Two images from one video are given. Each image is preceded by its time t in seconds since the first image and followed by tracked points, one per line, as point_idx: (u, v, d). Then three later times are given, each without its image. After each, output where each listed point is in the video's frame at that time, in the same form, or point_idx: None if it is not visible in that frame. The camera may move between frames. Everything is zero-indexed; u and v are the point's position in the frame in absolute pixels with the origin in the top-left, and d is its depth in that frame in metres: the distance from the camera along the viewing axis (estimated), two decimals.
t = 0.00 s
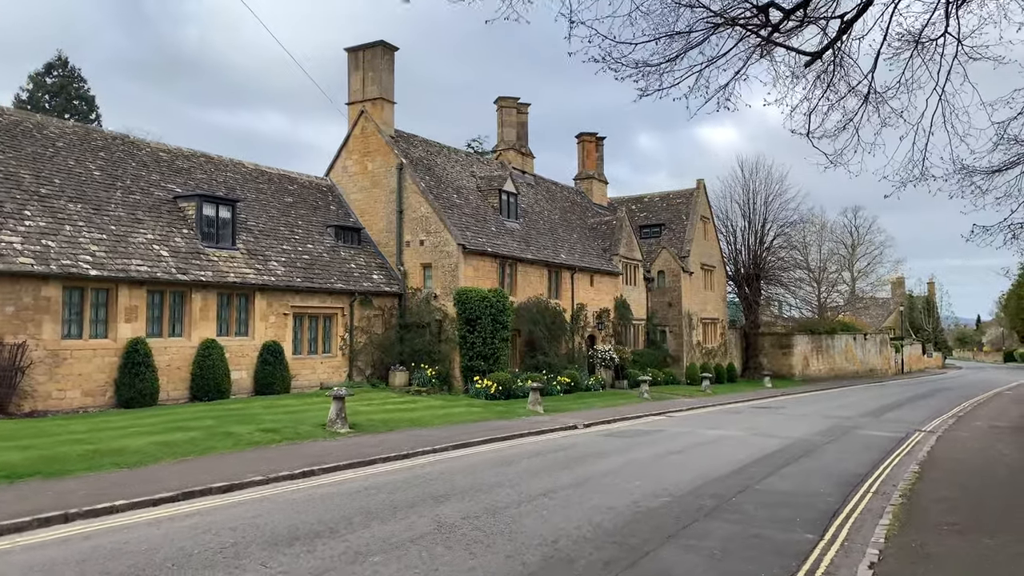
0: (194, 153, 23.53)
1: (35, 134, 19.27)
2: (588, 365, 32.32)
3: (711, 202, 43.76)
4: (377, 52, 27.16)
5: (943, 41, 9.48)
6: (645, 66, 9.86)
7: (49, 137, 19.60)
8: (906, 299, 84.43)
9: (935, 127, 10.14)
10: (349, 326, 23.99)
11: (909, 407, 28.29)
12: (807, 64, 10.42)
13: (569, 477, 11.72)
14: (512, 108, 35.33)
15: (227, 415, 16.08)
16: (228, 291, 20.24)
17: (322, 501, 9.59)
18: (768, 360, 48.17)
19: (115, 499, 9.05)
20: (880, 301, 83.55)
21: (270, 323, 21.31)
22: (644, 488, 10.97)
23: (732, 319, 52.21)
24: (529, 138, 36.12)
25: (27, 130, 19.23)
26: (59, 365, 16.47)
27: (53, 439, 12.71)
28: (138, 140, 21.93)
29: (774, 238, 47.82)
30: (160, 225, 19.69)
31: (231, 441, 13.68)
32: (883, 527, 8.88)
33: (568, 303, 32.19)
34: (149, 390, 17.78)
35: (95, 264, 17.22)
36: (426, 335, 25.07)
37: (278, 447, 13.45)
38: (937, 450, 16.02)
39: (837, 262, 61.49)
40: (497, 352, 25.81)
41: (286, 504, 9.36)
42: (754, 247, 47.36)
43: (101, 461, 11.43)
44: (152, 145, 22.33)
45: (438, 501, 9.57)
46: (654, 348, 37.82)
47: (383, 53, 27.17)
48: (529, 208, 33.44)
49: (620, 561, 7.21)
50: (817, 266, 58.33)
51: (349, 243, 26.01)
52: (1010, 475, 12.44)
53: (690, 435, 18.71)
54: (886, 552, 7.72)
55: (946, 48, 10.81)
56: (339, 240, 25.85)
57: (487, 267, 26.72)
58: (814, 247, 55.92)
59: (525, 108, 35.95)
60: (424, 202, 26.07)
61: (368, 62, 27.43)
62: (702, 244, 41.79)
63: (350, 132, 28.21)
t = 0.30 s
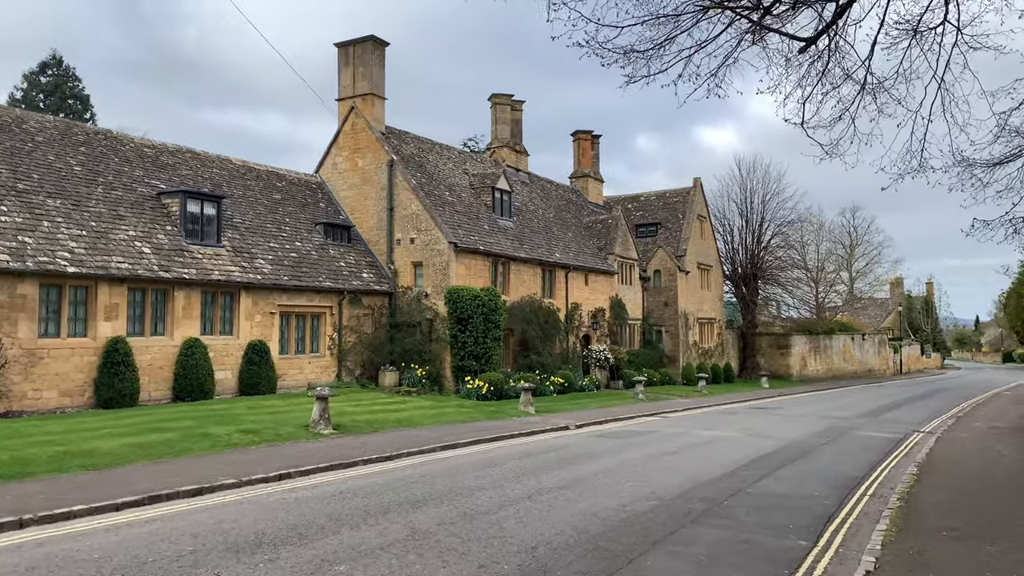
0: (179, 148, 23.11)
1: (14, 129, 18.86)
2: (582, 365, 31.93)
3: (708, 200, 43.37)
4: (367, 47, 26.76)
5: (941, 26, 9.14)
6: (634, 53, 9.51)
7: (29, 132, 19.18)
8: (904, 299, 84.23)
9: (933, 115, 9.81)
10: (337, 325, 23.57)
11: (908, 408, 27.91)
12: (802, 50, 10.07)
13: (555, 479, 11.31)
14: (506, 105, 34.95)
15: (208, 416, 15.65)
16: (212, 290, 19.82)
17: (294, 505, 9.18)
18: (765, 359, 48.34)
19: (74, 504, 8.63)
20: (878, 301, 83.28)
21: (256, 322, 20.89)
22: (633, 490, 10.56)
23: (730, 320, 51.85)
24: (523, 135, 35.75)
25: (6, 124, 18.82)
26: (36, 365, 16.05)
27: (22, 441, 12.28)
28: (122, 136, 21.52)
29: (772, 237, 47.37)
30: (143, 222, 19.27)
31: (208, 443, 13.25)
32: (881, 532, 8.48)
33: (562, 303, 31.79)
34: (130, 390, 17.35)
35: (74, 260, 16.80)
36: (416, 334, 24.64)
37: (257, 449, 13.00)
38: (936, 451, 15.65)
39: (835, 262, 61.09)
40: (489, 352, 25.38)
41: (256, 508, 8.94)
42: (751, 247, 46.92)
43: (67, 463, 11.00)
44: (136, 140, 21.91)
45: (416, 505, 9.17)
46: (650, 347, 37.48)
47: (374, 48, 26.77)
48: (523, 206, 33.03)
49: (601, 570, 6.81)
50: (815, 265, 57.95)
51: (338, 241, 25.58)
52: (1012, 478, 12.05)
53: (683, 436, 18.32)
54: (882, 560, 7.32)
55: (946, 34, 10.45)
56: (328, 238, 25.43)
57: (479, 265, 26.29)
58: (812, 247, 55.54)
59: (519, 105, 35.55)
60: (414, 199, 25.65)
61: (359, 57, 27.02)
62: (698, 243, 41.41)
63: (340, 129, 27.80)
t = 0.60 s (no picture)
0: (166, 146, 22.76)
1: None
2: (578, 366, 31.55)
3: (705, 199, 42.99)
4: (359, 43, 26.39)
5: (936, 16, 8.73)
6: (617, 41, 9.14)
7: (9, 129, 18.83)
8: (905, 300, 83.82)
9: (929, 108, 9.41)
10: (327, 326, 23.20)
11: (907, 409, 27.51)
12: (792, 39, 9.70)
13: (540, 484, 10.94)
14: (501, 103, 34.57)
15: (189, 419, 15.27)
16: (197, 289, 19.45)
17: (264, 513, 8.80)
18: (764, 360, 47.75)
19: (32, 512, 8.28)
20: (879, 301, 82.84)
21: (242, 322, 20.52)
22: (619, 496, 10.19)
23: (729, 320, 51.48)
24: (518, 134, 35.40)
25: None
26: (14, 366, 15.69)
27: None
28: (107, 133, 21.16)
29: (770, 237, 46.96)
30: (126, 220, 18.90)
31: (185, 446, 12.88)
32: (874, 541, 8.10)
33: (557, 302, 31.41)
34: (111, 391, 16.98)
35: (53, 259, 16.43)
36: (408, 335, 24.35)
37: (235, 453, 12.62)
38: (935, 454, 15.27)
39: (835, 261, 60.67)
40: (482, 353, 24.92)
41: (223, 516, 8.57)
42: (750, 246, 46.51)
43: (35, 468, 10.64)
44: (121, 137, 21.56)
45: (390, 513, 8.79)
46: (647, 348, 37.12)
47: (365, 45, 26.41)
48: (517, 205, 32.65)
49: None
50: (814, 265, 57.56)
51: (328, 240, 25.21)
52: (1013, 482, 11.66)
53: (677, 438, 17.95)
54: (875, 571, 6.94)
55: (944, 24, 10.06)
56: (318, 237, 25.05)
57: (472, 264, 25.91)
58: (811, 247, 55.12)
59: (514, 103, 35.17)
60: (406, 198, 25.27)
61: (350, 53, 26.65)
62: (696, 242, 41.05)
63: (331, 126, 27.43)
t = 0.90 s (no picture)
0: (153, 142, 22.41)
1: None
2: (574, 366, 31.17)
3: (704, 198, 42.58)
4: (350, 38, 25.99)
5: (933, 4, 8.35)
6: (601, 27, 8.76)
7: None
8: (906, 300, 83.29)
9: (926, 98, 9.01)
10: (316, 325, 22.81)
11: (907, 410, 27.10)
12: (784, 25, 9.30)
13: (523, 489, 10.56)
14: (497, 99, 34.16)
15: (168, 420, 14.89)
16: (181, 287, 19.08)
17: (229, 520, 8.41)
18: (764, 360, 47.08)
19: None
20: (880, 301, 82.31)
21: (229, 321, 20.15)
22: (603, 502, 9.80)
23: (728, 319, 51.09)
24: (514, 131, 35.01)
25: None
26: None
27: None
28: (92, 128, 20.81)
29: (770, 235, 46.53)
30: (109, 216, 18.53)
31: (160, 448, 12.51)
32: (867, 552, 7.70)
33: (553, 301, 31.00)
34: (91, 391, 16.61)
35: (31, 255, 16.06)
36: (400, 334, 23.96)
37: (211, 455, 12.25)
38: (934, 457, 14.86)
39: (835, 261, 60.22)
40: (475, 351, 24.42)
41: (185, 523, 8.19)
42: (749, 245, 46.08)
43: None
44: (106, 133, 21.20)
45: (361, 520, 8.40)
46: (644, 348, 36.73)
47: (357, 40, 26.01)
48: (513, 203, 32.26)
49: None
50: (814, 264, 57.13)
51: (319, 237, 24.83)
52: (1014, 487, 11.25)
53: (671, 439, 17.56)
54: None
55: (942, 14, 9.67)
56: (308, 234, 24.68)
57: (465, 263, 25.52)
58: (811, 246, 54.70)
59: (510, 99, 34.76)
60: (398, 195, 24.89)
61: (341, 48, 26.25)
62: (695, 241, 40.63)
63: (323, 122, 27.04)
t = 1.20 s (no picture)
0: (142, 138, 22.08)
1: None
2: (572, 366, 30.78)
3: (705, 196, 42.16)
4: (344, 34, 25.63)
5: None
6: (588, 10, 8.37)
7: None
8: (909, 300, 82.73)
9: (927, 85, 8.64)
10: (308, 324, 22.46)
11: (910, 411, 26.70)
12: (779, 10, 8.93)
13: (510, 492, 10.18)
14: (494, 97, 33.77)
15: (149, 420, 14.54)
16: (168, 285, 18.74)
17: (198, 525, 8.05)
18: (766, 360, 46.66)
19: None
20: (883, 301, 81.75)
21: (218, 320, 19.80)
22: (591, 505, 9.42)
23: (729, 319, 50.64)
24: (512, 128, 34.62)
25: None
26: None
27: None
28: (79, 124, 20.48)
29: (771, 234, 46.11)
30: (94, 213, 18.19)
31: (138, 449, 12.15)
32: (865, 559, 7.31)
33: (551, 301, 30.63)
34: (74, 391, 16.26)
35: (12, 252, 15.71)
36: (393, 333, 23.60)
37: (191, 457, 11.90)
38: (937, 459, 14.45)
39: (837, 260, 59.77)
40: (470, 351, 24.09)
41: (151, 529, 7.83)
42: (750, 244, 45.67)
43: None
44: (93, 129, 20.87)
45: (334, 525, 8.03)
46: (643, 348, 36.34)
47: (350, 36, 25.65)
48: (510, 201, 31.89)
49: None
50: (816, 263, 56.67)
51: (311, 235, 24.47)
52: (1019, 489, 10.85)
53: (667, 441, 17.18)
54: None
55: None
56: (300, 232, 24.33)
57: (460, 261, 25.15)
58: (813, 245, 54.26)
59: (508, 96, 34.38)
60: (392, 192, 24.53)
61: (335, 44, 25.88)
62: (695, 240, 40.21)
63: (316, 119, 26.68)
